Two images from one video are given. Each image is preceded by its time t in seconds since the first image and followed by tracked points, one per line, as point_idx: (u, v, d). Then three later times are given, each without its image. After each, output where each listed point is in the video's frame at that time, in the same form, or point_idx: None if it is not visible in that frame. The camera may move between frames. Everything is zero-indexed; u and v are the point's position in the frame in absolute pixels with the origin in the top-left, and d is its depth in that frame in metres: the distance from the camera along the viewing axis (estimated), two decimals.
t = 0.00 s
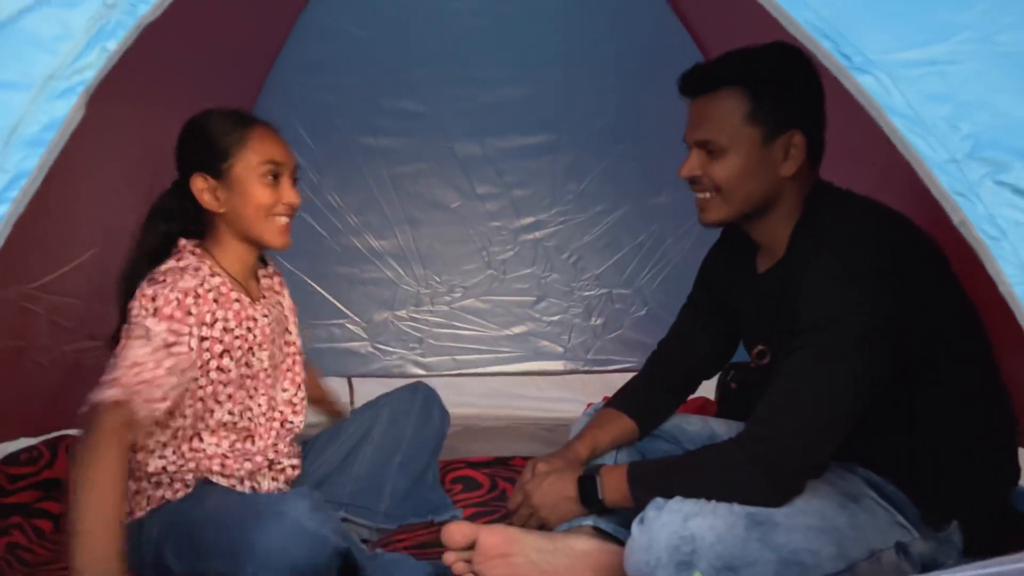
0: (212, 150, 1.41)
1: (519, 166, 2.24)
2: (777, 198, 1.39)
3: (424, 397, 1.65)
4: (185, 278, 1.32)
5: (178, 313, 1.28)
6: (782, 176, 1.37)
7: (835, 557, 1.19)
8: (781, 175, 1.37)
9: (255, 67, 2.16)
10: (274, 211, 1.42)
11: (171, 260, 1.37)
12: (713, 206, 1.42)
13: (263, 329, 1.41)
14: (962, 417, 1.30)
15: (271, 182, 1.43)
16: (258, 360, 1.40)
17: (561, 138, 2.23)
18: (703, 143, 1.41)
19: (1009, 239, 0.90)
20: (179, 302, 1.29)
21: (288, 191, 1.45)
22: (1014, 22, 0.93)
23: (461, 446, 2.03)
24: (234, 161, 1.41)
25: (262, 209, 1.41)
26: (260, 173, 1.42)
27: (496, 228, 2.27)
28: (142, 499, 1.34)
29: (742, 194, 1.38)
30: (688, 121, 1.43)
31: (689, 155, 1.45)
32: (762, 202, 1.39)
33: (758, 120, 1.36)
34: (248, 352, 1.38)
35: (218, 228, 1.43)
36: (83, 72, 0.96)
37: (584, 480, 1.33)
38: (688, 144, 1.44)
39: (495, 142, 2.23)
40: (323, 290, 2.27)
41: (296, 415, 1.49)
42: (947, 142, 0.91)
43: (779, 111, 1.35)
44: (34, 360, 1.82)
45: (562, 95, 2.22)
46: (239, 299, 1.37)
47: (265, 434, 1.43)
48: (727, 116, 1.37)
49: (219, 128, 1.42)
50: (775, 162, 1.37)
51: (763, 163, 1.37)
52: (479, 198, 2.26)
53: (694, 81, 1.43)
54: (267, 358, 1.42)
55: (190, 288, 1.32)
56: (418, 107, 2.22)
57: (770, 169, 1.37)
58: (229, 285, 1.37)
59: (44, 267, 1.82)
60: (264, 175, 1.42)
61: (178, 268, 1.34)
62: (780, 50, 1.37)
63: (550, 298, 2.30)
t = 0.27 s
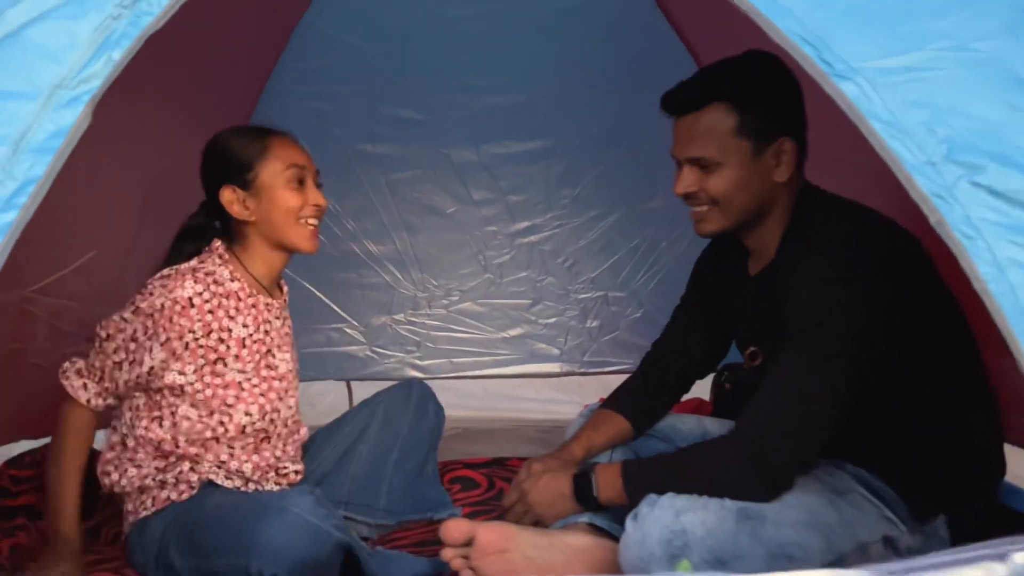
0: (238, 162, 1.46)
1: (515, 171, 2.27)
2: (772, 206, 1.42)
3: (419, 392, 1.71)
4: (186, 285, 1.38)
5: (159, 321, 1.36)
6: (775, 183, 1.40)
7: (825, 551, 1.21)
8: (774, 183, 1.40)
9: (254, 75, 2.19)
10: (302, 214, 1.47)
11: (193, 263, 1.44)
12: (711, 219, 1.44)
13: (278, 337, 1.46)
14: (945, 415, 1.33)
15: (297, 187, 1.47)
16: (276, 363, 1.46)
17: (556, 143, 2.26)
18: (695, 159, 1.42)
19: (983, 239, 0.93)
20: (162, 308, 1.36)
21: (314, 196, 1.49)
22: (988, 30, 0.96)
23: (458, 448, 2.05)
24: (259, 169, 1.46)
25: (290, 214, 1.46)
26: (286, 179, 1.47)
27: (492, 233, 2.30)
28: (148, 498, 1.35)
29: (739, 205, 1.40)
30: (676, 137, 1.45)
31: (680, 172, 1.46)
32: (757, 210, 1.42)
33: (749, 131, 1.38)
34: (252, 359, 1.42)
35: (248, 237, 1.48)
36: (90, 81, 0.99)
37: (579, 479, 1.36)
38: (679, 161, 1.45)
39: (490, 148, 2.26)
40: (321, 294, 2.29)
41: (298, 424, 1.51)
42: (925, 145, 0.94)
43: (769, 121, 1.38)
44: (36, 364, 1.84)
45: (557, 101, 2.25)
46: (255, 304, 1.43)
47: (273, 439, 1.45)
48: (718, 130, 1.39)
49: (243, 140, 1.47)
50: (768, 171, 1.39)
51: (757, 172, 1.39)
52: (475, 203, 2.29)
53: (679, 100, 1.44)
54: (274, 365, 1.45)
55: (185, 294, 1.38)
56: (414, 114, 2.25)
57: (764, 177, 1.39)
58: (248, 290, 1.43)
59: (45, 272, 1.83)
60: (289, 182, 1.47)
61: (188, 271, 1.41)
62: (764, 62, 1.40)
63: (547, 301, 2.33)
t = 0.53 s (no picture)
0: (238, 168, 1.49)
1: (509, 176, 2.30)
2: (763, 210, 1.45)
3: (419, 401, 1.72)
4: (178, 297, 1.39)
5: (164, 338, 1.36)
6: (766, 188, 1.44)
7: (812, 547, 1.24)
8: (765, 188, 1.43)
9: (251, 82, 2.22)
10: (297, 223, 1.49)
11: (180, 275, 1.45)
12: (703, 224, 1.46)
13: (268, 339, 1.49)
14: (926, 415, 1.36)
15: (295, 196, 1.50)
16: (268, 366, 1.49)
17: (550, 149, 2.29)
18: (688, 166, 1.44)
19: (955, 244, 0.97)
20: (163, 325, 1.36)
21: (310, 205, 1.52)
22: (960, 42, 1.00)
23: (454, 450, 2.07)
24: (259, 177, 1.48)
25: (286, 222, 1.48)
26: (284, 187, 1.49)
27: (487, 237, 2.33)
28: (147, 500, 1.38)
29: (731, 210, 1.43)
30: (667, 145, 1.47)
31: (672, 178, 1.48)
32: (748, 215, 1.45)
33: (740, 138, 1.41)
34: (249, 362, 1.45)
35: (242, 242, 1.50)
36: (92, 93, 1.01)
37: (571, 479, 1.38)
38: (670, 168, 1.47)
39: (485, 153, 2.29)
40: (318, 298, 2.32)
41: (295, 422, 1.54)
42: (901, 154, 0.98)
43: (759, 128, 1.41)
44: (37, 368, 1.86)
45: (550, 107, 2.28)
46: (246, 309, 1.45)
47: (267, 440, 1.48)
48: (710, 137, 1.41)
49: (244, 147, 1.50)
50: (758, 177, 1.42)
51: (748, 178, 1.42)
52: (470, 208, 2.31)
53: (671, 107, 1.46)
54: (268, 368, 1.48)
55: (180, 306, 1.38)
56: (410, 119, 2.28)
57: (754, 183, 1.42)
58: (238, 295, 1.45)
59: (47, 277, 1.85)
60: (287, 190, 1.49)
61: (178, 284, 1.41)
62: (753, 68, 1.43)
63: (541, 304, 2.35)
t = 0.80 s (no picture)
0: (224, 171, 1.46)
1: (509, 180, 2.33)
2: (752, 213, 1.47)
3: (421, 409, 1.77)
4: (195, 298, 1.38)
5: (206, 330, 1.35)
6: (754, 192, 1.46)
7: (806, 544, 1.27)
8: (753, 192, 1.45)
9: (254, 88, 2.25)
10: (281, 228, 1.47)
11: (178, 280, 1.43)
12: (693, 222, 1.50)
13: (263, 338, 1.49)
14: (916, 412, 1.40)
15: (280, 200, 1.47)
16: (260, 366, 1.48)
17: (548, 152, 2.32)
18: (680, 165, 1.48)
19: (941, 248, 1.01)
20: (200, 325, 1.36)
21: (295, 207, 1.49)
22: (947, 51, 1.03)
23: (456, 449, 2.10)
24: (245, 180, 1.46)
25: (270, 227, 1.46)
26: (269, 192, 1.47)
27: (486, 240, 2.36)
28: (153, 499, 1.42)
29: (719, 212, 1.46)
30: (664, 143, 1.51)
31: (667, 176, 1.51)
32: (737, 217, 1.47)
33: (730, 141, 1.44)
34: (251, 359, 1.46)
35: (230, 244, 1.49)
36: (104, 102, 1.04)
37: (570, 480, 1.41)
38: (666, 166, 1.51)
39: (484, 157, 2.32)
40: (321, 301, 2.35)
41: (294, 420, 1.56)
42: (889, 161, 1.01)
43: (749, 132, 1.43)
44: (46, 371, 1.89)
45: (548, 111, 2.31)
46: (240, 308, 1.44)
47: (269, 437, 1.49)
48: (701, 138, 1.45)
49: (233, 148, 1.48)
50: (747, 180, 1.45)
51: (736, 181, 1.44)
52: (470, 211, 2.34)
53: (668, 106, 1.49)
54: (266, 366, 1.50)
55: (203, 306, 1.38)
56: (410, 124, 2.31)
57: (743, 186, 1.45)
58: (232, 295, 1.44)
59: (56, 281, 1.89)
60: (272, 193, 1.47)
61: (186, 290, 1.40)
62: (746, 73, 1.45)
63: (540, 306, 2.38)
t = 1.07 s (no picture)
0: (223, 179, 1.48)
1: (508, 180, 2.36)
2: (744, 212, 1.49)
3: (425, 406, 1.74)
4: (223, 310, 1.42)
5: (236, 348, 1.41)
6: (745, 191, 1.48)
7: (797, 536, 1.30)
8: (745, 190, 1.48)
9: (256, 89, 2.28)
10: (290, 226, 1.50)
11: (197, 287, 1.44)
12: (687, 219, 1.52)
13: (282, 346, 1.53)
14: (904, 409, 1.42)
15: (283, 199, 1.50)
16: (277, 375, 1.53)
17: (547, 153, 2.35)
18: (674, 163, 1.51)
19: (926, 246, 1.04)
20: (231, 344, 1.40)
21: (297, 205, 1.51)
22: (934, 55, 1.06)
23: (455, 446, 2.13)
24: (245, 185, 1.48)
25: (279, 226, 1.49)
26: (272, 193, 1.49)
27: (485, 239, 2.39)
28: (159, 494, 1.45)
29: (711, 209, 1.49)
30: (661, 142, 1.54)
31: (662, 174, 1.54)
32: (729, 215, 1.49)
33: (722, 140, 1.47)
34: (271, 366, 1.52)
35: (240, 249, 1.52)
36: (113, 103, 1.07)
37: (567, 475, 1.44)
38: (662, 165, 1.54)
39: (484, 158, 2.35)
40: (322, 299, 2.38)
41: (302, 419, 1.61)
42: (876, 161, 1.04)
43: (740, 131, 1.46)
44: (52, 368, 1.92)
45: (547, 113, 2.34)
46: (263, 319, 1.48)
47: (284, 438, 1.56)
48: (695, 137, 1.48)
49: (224, 155, 1.49)
50: (738, 178, 1.47)
51: (728, 180, 1.47)
52: (470, 211, 2.37)
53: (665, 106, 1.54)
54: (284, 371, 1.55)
55: (231, 321, 1.42)
56: (411, 125, 2.33)
57: (734, 185, 1.47)
58: (253, 306, 1.46)
59: (61, 279, 1.92)
60: (274, 194, 1.49)
61: (212, 299, 1.42)
62: (738, 76, 1.49)
63: (538, 305, 2.41)
